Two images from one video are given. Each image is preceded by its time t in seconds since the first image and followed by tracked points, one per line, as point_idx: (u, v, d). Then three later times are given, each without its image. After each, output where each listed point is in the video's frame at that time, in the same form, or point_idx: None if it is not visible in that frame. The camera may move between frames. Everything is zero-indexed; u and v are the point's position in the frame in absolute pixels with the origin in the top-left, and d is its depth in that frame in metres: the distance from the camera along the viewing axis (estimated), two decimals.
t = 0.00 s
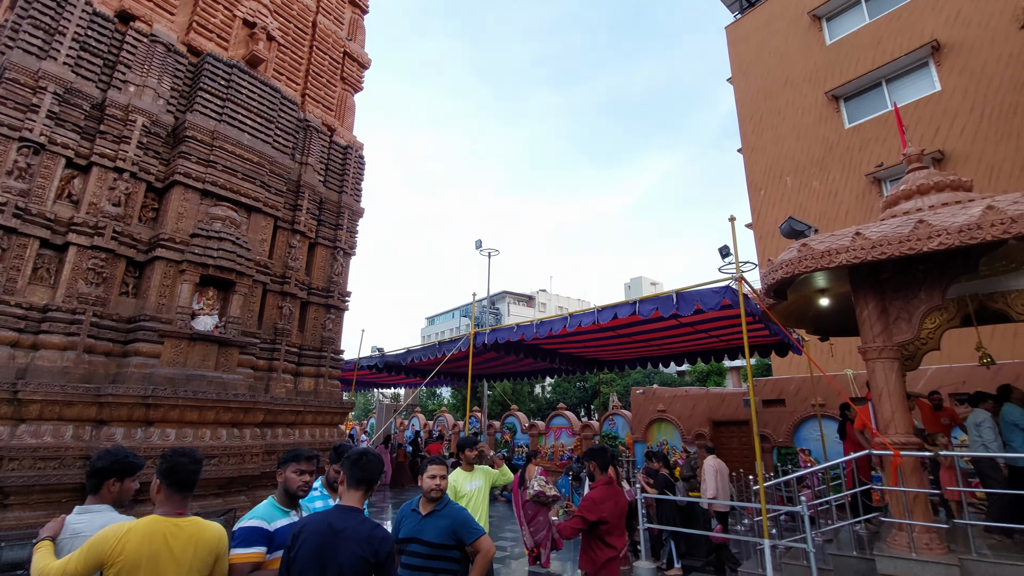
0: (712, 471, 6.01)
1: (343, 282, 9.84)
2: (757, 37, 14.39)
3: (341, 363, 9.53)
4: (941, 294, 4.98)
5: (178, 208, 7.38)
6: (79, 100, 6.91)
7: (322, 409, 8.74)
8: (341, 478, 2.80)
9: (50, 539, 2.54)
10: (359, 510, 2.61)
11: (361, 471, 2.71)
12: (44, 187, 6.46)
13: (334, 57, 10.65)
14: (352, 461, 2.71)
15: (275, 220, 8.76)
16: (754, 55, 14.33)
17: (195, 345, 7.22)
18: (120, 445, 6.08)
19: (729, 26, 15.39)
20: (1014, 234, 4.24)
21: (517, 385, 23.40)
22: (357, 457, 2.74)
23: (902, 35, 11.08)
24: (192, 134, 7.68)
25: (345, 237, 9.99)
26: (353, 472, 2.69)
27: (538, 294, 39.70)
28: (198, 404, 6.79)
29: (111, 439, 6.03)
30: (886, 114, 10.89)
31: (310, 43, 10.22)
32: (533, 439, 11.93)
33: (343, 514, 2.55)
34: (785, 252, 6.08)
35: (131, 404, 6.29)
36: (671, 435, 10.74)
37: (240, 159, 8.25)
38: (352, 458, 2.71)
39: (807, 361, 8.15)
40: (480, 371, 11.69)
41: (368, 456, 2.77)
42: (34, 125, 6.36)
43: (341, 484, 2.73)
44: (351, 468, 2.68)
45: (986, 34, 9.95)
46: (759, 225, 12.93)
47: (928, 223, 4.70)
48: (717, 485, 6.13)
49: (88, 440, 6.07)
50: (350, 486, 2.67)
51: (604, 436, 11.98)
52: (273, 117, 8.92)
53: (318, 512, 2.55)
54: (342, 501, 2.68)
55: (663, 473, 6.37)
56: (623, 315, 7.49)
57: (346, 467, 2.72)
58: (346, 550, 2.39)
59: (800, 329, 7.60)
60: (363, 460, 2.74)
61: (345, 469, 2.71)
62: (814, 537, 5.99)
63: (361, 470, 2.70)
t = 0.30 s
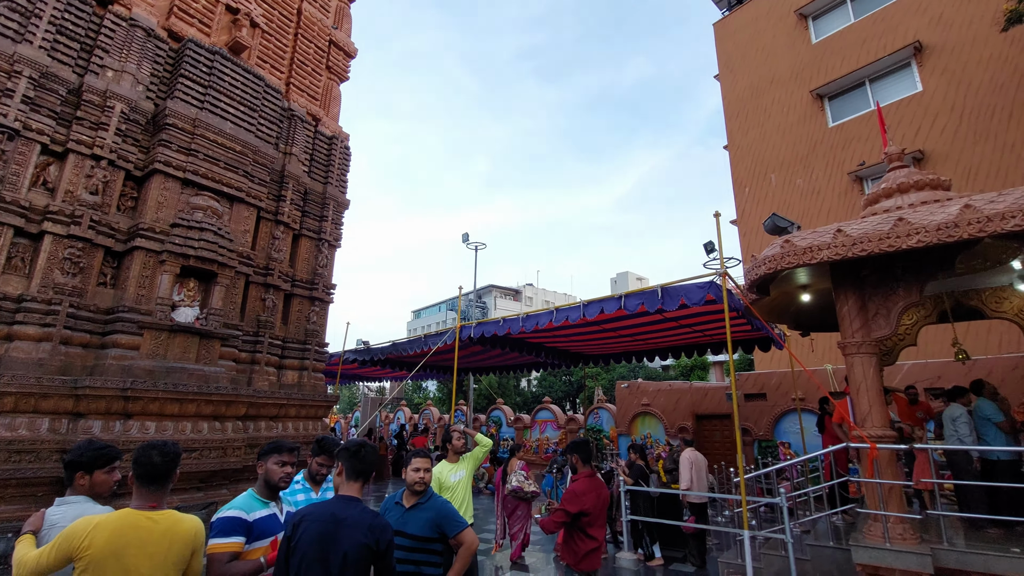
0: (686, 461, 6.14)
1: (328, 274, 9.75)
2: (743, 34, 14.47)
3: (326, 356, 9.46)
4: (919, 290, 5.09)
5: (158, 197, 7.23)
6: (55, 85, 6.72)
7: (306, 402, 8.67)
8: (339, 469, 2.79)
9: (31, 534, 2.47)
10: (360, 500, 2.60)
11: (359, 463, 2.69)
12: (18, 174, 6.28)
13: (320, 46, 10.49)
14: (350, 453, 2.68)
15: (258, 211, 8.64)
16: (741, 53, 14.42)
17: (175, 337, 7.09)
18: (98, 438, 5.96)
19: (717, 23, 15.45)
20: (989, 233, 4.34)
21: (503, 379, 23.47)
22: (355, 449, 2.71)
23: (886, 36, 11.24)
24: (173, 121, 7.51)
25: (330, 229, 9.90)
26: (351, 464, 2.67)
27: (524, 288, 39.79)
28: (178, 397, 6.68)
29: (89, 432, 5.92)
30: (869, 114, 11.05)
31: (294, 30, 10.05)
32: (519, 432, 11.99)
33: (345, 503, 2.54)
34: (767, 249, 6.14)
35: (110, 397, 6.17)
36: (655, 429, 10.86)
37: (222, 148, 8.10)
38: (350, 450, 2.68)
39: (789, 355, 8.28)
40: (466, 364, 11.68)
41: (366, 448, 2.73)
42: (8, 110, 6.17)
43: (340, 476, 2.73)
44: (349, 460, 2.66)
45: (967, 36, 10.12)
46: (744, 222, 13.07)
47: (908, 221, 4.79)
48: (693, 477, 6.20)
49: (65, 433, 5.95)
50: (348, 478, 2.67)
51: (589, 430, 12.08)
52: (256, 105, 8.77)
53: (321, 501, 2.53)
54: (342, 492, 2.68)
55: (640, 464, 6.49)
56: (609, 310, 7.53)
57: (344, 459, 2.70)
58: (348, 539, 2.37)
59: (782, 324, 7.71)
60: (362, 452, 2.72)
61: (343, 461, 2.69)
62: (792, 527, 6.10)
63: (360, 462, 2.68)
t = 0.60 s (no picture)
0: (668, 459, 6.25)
1: (319, 269, 9.70)
2: (738, 36, 14.54)
3: (316, 351, 9.41)
4: (905, 293, 5.16)
5: (146, 189, 7.14)
6: (42, 73, 6.62)
7: (296, 398, 8.63)
8: (342, 464, 2.74)
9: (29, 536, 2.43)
10: (366, 497, 2.58)
11: (366, 460, 2.66)
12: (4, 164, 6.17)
13: (313, 39, 10.41)
14: (356, 450, 2.64)
15: (249, 204, 8.57)
16: (735, 54, 14.49)
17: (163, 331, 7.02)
18: (84, 432, 5.88)
19: (712, 24, 15.50)
20: (976, 236, 4.40)
21: (493, 376, 23.49)
22: (360, 447, 2.67)
23: (878, 41, 11.35)
24: (162, 112, 7.41)
25: (322, 223, 9.84)
26: (357, 461, 2.64)
27: (516, 286, 39.87)
28: (166, 392, 6.61)
29: (74, 426, 5.84)
30: (860, 117, 11.16)
31: (288, 23, 9.96)
32: (509, 430, 12.01)
33: (351, 499, 2.53)
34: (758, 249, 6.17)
35: (95, 391, 6.07)
36: (644, 427, 10.92)
37: (213, 140, 8.01)
38: (357, 447, 2.64)
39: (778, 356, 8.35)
40: (457, 361, 11.67)
41: (372, 445, 2.70)
42: None
43: (343, 472, 2.68)
44: (355, 458, 2.63)
45: (958, 42, 10.24)
46: (735, 222, 13.15)
47: (896, 224, 4.84)
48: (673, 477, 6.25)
49: (49, 427, 5.87)
50: (353, 474, 2.63)
51: (578, 428, 12.12)
52: (248, 98, 8.68)
53: (326, 497, 2.51)
54: (346, 488, 2.64)
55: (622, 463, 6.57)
56: (601, 309, 7.54)
57: (349, 456, 2.66)
58: (356, 536, 2.37)
59: (771, 324, 7.77)
60: (367, 449, 2.68)
61: (348, 457, 2.64)
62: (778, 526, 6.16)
63: (366, 459, 2.66)
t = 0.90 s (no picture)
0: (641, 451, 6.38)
1: (295, 262, 9.55)
2: (716, 34, 14.70)
3: (291, 345, 9.27)
4: (874, 288, 5.31)
5: (113, 178, 6.92)
6: (2, 56, 6.34)
7: (271, 393, 8.49)
8: (330, 459, 2.73)
9: None
10: (352, 492, 2.54)
11: (354, 454, 2.64)
12: None
13: (289, 26, 10.20)
14: (344, 443, 2.65)
15: (221, 195, 8.38)
16: (713, 51, 14.65)
17: (132, 325, 6.82)
18: (49, 429, 5.69)
19: (692, 21, 15.62)
20: (940, 234, 4.54)
21: (472, 370, 23.47)
22: (349, 440, 2.68)
23: (851, 42, 11.61)
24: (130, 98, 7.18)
25: (298, 215, 9.68)
26: (344, 455, 2.61)
27: (497, 280, 39.86)
28: (135, 386, 6.43)
29: (38, 423, 5.64)
30: (833, 117, 11.40)
31: (263, 9, 9.73)
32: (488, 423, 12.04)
33: (335, 494, 2.49)
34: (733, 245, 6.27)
35: (60, 387, 5.87)
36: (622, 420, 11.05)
37: (183, 128, 7.80)
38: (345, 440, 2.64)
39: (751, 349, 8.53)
40: (435, 355, 11.62)
41: (360, 439, 2.70)
42: None
43: (330, 467, 2.66)
44: (343, 450, 2.61)
45: (927, 45, 10.52)
46: (712, 218, 13.33)
47: (865, 221, 4.96)
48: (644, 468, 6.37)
49: (11, 423, 5.66)
50: (341, 468, 2.59)
51: (557, 421, 12.21)
52: (221, 85, 8.47)
53: (312, 492, 2.48)
54: (332, 483, 2.61)
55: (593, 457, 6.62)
56: (580, 303, 7.59)
57: (337, 449, 2.65)
58: (339, 532, 2.34)
59: (745, 319, 7.93)
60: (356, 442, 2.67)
61: (336, 450, 2.64)
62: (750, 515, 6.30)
63: (354, 452, 2.63)
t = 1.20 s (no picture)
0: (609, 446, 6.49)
1: (263, 254, 9.33)
2: (690, 35, 14.92)
3: (258, 340, 9.07)
4: (834, 287, 5.49)
5: (68, 163, 6.62)
6: None
7: (236, 388, 8.29)
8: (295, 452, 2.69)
9: None
10: (316, 487, 2.50)
11: (317, 449, 2.59)
12: None
13: (259, 11, 9.92)
14: (307, 438, 2.59)
15: (185, 184, 8.11)
16: (687, 53, 14.88)
17: (88, 318, 6.56)
18: None
19: (667, 22, 15.81)
20: (896, 235, 4.73)
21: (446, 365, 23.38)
22: (312, 432, 2.61)
23: (818, 47, 11.95)
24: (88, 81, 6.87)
25: (266, 206, 9.46)
26: (307, 450, 2.57)
27: (472, 275, 39.80)
28: (91, 381, 6.19)
29: None
30: (801, 120, 11.73)
31: None
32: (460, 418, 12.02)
33: (299, 490, 2.45)
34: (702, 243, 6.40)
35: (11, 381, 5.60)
36: (592, 415, 11.18)
37: (145, 113, 7.52)
38: (308, 433, 2.58)
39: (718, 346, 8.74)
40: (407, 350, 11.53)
41: (324, 432, 2.64)
42: None
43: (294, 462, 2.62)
44: (307, 444, 2.56)
45: (889, 53, 10.91)
46: (683, 217, 13.57)
47: (827, 221, 5.13)
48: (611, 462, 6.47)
49: None
50: (304, 463, 2.55)
51: (529, 416, 12.28)
52: (185, 70, 8.18)
53: (274, 487, 2.44)
54: (296, 478, 2.58)
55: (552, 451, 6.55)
56: (553, 300, 7.64)
57: (300, 444, 2.60)
58: (301, 529, 2.30)
59: (713, 316, 8.11)
60: (319, 435, 2.61)
61: (299, 445, 2.59)
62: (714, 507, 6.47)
63: (317, 447, 2.58)
